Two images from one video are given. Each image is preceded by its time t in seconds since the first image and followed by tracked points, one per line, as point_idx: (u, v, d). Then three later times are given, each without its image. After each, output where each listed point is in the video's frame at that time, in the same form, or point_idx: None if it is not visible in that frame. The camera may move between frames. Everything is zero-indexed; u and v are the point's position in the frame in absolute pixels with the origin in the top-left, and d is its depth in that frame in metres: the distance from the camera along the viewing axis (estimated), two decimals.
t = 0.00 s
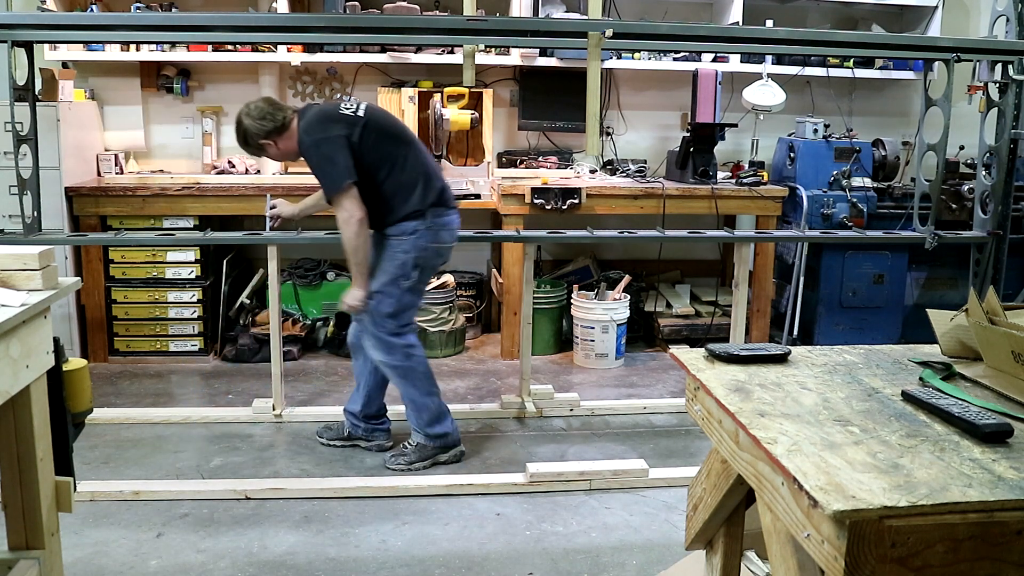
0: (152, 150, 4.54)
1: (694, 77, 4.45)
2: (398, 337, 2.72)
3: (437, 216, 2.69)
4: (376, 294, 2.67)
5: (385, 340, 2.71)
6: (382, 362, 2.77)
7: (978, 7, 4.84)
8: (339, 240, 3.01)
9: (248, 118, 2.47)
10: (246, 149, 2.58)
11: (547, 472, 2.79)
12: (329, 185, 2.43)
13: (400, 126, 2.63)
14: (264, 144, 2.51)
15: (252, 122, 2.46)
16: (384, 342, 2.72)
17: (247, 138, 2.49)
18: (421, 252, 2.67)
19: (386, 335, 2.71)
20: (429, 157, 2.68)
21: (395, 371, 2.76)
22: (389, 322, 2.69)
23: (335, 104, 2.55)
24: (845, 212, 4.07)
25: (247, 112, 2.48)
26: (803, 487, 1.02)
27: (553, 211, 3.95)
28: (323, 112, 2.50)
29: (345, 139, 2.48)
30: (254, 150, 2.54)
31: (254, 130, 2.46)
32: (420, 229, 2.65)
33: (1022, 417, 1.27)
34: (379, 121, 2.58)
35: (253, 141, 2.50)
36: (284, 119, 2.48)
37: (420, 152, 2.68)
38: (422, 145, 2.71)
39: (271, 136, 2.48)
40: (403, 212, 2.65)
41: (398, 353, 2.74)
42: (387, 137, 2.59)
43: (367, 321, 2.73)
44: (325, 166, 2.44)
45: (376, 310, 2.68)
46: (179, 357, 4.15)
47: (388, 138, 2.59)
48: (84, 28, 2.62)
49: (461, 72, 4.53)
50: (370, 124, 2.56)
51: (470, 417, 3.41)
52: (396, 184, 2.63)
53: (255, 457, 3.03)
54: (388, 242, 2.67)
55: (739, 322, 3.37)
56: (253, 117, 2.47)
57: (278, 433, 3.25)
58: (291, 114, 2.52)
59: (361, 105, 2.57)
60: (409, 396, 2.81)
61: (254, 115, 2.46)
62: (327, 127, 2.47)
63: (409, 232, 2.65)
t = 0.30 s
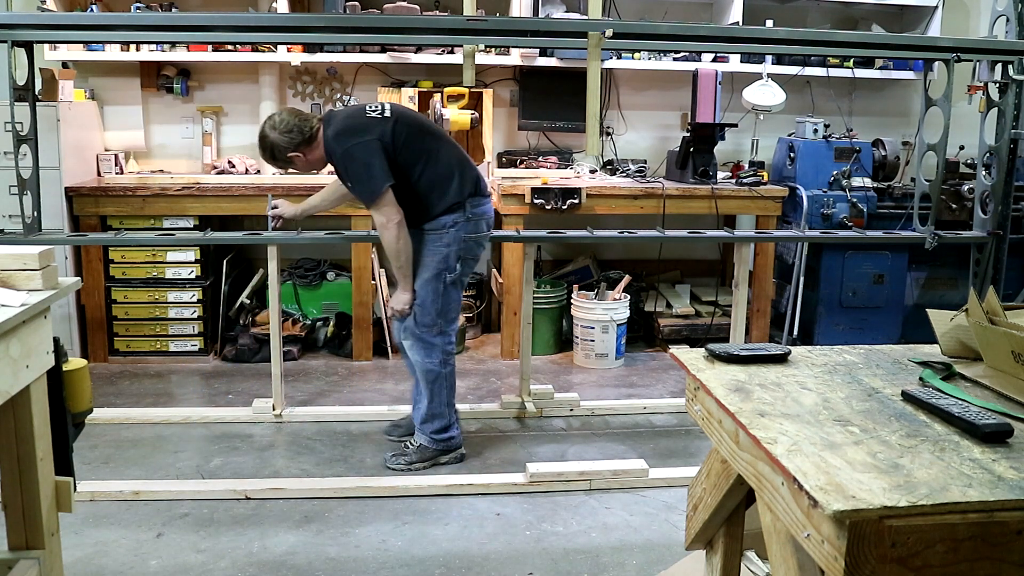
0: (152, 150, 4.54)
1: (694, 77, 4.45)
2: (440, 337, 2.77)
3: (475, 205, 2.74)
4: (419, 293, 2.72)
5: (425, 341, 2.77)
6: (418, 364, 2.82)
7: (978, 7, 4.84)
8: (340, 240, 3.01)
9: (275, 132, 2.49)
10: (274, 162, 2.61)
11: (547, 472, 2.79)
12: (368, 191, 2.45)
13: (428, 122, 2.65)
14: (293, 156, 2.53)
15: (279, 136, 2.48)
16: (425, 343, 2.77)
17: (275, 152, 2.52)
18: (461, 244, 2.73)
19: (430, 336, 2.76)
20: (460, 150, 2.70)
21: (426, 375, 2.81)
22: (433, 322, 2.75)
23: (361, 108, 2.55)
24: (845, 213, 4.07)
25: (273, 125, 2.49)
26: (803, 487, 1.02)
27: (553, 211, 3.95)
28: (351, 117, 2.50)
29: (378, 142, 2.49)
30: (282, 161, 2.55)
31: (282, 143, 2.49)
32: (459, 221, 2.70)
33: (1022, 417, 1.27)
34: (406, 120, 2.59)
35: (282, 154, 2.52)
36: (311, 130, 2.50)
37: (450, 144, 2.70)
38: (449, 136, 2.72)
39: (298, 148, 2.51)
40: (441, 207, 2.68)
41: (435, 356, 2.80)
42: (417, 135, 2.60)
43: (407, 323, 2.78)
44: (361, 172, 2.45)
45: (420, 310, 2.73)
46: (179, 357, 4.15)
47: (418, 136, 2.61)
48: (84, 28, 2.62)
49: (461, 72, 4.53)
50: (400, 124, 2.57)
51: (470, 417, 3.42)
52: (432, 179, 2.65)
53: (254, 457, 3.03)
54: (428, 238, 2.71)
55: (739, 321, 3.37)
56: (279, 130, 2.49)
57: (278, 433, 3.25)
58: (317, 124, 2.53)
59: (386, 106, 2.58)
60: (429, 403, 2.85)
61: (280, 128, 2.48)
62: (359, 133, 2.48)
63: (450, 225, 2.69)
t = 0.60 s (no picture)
0: (152, 150, 4.54)
1: (694, 77, 4.45)
2: (447, 338, 2.78)
3: (487, 206, 2.76)
4: (429, 293, 2.74)
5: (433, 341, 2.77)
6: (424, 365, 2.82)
7: (978, 7, 4.84)
8: (340, 240, 3.01)
9: (290, 136, 2.48)
10: (286, 168, 2.59)
11: (547, 472, 2.79)
12: (384, 195, 2.44)
13: (440, 125, 2.65)
14: (308, 161, 2.52)
15: (295, 141, 2.47)
16: (431, 344, 2.78)
17: (289, 157, 2.50)
18: (473, 244, 2.75)
19: (437, 338, 2.77)
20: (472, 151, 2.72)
21: (431, 377, 2.81)
22: (441, 322, 2.75)
23: (374, 112, 2.54)
24: (845, 213, 4.07)
25: (287, 130, 2.49)
26: (803, 487, 1.02)
27: (553, 211, 3.96)
28: (365, 122, 2.49)
29: (393, 145, 2.48)
30: (296, 166, 2.53)
31: (298, 148, 2.48)
32: (471, 222, 2.72)
33: (1022, 417, 1.27)
34: (419, 122, 2.59)
35: (297, 159, 2.51)
36: (326, 135, 2.50)
37: (462, 146, 2.71)
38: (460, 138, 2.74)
39: (314, 152, 2.50)
40: (453, 208, 2.69)
41: (440, 357, 2.80)
42: (430, 138, 2.61)
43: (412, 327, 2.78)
44: (377, 176, 2.44)
45: (429, 311, 2.74)
46: (179, 357, 4.15)
47: (431, 138, 2.62)
48: (84, 28, 2.62)
49: (461, 72, 4.53)
50: (413, 127, 2.57)
51: (470, 417, 3.42)
52: (445, 181, 2.66)
53: (254, 457, 3.03)
54: (440, 239, 2.72)
55: (739, 321, 3.37)
56: (295, 134, 2.48)
57: (278, 433, 3.25)
58: (331, 128, 2.53)
59: (399, 109, 2.58)
60: (432, 404, 2.85)
61: (296, 133, 2.47)
62: (374, 137, 2.47)
63: (463, 225, 2.71)
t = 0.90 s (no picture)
0: (152, 150, 4.54)
1: (694, 77, 4.45)
2: (452, 334, 2.78)
3: (491, 204, 2.77)
4: (435, 291, 2.74)
5: (437, 338, 2.77)
6: (428, 363, 2.82)
7: (978, 7, 4.84)
8: (340, 240, 3.01)
9: (296, 139, 2.47)
10: (291, 170, 2.58)
11: (547, 472, 2.79)
12: (390, 194, 2.43)
13: (445, 125, 2.66)
14: (314, 162, 2.51)
15: (301, 143, 2.47)
16: (436, 342, 2.78)
17: (296, 159, 2.50)
18: (478, 241, 2.75)
19: (442, 335, 2.77)
20: (477, 150, 2.72)
21: (434, 374, 2.81)
22: (445, 319, 2.76)
23: (380, 112, 2.55)
24: (845, 213, 4.07)
25: (294, 132, 2.48)
26: (803, 487, 1.02)
27: (553, 211, 3.95)
28: (372, 122, 2.50)
29: (400, 145, 2.48)
30: (302, 168, 2.53)
31: (306, 150, 2.47)
32: (477, 220, 2.73)
33: (1022, 417, 1.27)
34: (425, 122, 2.60)
35: (303, 161, 2.50)
36: (333, 136, 2.50)
37: (467, 146, 2.71)
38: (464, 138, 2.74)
39: (321, 154, 2.50)
40: (458, 206, 2.69)
41: (445, 355, 2.80)
42: (436, 138, 2.61)
43: (417, 325, 2.78)
44: (384, 175, 2.44)
45: (435, 309, 2.75)
46: (179, 357, 4.15)
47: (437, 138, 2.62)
48: (84, 28, 2.62)
49: (461, 72, 4.53)
50: (419, 127, 2.57)
51: (470, 417, 3.41)
52: (451, 180, 2.66)
53: (254, 457, 3.03)
54: (445, 237, 2.72)
55: (739, 321, 3.37)
56: (302, 137, 2.47)
57: (278, 433, 3.25)
58: (337, 130, 2.53)
59: (405, 109, 2.59)
60: (434, 402, 2.85)
61: (302, 135, 2.47)
62: (380, 136, 2.47)
63: (468, 223, 2.71)
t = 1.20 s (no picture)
0: (152, 150, 4.54)
1: (694, 77, 4.45)
2: (454, 332, 2.78)
3: (492, 203, 2.77)
4: (437, 291, 2.75)
5: (439, 336, 2.77)
6: (430, 361, 2.82)
7: (978, 7, 4.84)
8: (340, 240, 3.01)
9: (299, 139, 2.48)
10: (295, 171, 2.58)
11: (547, 472, 2.79)
12: (394, 194, 2.44)
13: (446, 125, 2.66)
14: (316, 163, 2.51)
15: (304, 144, 2.47)
16: (438, 341, 2.78)
17: (299, 160, 2.50)
18: (480, 240, 2.76)
19: (444, 334, 2.77)
20: (479, 150, 2.72)
21: (435, 372, 2.81)
22: (448, 318, 2.76)
23: (382, 112, 2.54)
24: (845, 213, 4.07)
25: (296, 133, 2.48)
26: (803, 487, 1.02)
27: (553, 211, 3.95)
28: (375, 122, 2.49)
29: (403, 145, 2.48)
30: (304, 168, 2.53)
31: (309, 151, 2.47)
32: (478, 219, 2.73)
33: (1022, 417, 1.27)
34: (426, 122, 2.60)
35: (307, 162, 2.50)
36: (335, 136, 2.50)
37: (468, 145, 2.71)
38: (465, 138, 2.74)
39: (324, 155, 2.50)
40: (459, 206, 2.69)
41: (446, 354, 2.80)
42: (438, 137, 2.61)
43: (419, 324, 2.78)
44: (387, 175, 2.44)
45: (437, 308, 2.75)
46: (179, 357, 4.15)
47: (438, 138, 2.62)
48: (84, 28, 2.62)
49: (461, 72, 4.53)
50: (422, 127, 2.57)
51: (470, 417, 3.42)
52: (453, 180, 2.66)
53: (254, 457, 3.03)
54: (447, 236, 2.72)
55: (739, 321, 3.37)
56: (304, 137, 2.48)
57: (278, 433, 3.25)
58: (339, 131, 2.53)
59: (407, 109, 2.59)
60: (435, 401, 2.85)
61: (305, 136, 2.47)
62: (384, 136, 2.47)
63: (469, 222, 2.72)
